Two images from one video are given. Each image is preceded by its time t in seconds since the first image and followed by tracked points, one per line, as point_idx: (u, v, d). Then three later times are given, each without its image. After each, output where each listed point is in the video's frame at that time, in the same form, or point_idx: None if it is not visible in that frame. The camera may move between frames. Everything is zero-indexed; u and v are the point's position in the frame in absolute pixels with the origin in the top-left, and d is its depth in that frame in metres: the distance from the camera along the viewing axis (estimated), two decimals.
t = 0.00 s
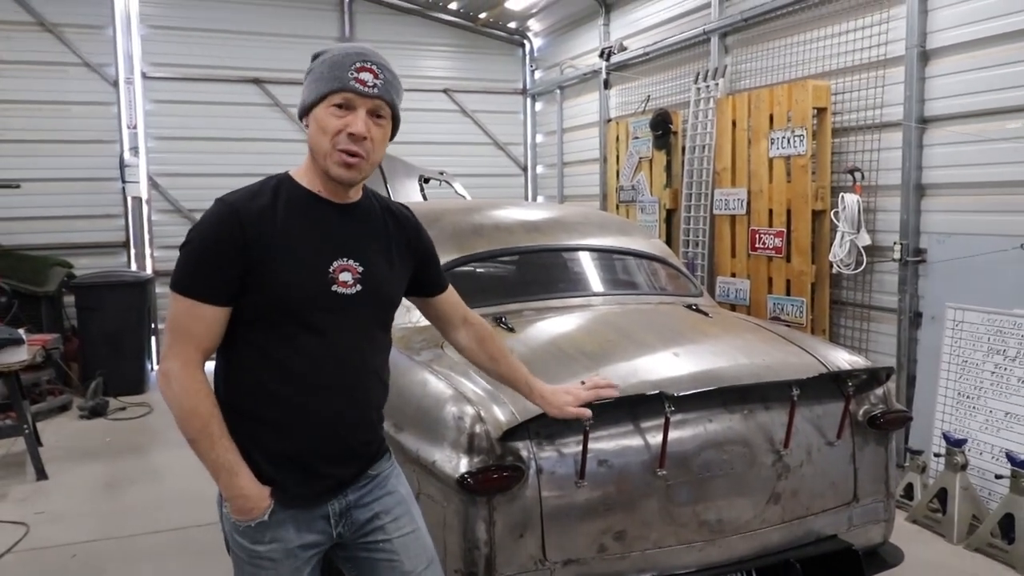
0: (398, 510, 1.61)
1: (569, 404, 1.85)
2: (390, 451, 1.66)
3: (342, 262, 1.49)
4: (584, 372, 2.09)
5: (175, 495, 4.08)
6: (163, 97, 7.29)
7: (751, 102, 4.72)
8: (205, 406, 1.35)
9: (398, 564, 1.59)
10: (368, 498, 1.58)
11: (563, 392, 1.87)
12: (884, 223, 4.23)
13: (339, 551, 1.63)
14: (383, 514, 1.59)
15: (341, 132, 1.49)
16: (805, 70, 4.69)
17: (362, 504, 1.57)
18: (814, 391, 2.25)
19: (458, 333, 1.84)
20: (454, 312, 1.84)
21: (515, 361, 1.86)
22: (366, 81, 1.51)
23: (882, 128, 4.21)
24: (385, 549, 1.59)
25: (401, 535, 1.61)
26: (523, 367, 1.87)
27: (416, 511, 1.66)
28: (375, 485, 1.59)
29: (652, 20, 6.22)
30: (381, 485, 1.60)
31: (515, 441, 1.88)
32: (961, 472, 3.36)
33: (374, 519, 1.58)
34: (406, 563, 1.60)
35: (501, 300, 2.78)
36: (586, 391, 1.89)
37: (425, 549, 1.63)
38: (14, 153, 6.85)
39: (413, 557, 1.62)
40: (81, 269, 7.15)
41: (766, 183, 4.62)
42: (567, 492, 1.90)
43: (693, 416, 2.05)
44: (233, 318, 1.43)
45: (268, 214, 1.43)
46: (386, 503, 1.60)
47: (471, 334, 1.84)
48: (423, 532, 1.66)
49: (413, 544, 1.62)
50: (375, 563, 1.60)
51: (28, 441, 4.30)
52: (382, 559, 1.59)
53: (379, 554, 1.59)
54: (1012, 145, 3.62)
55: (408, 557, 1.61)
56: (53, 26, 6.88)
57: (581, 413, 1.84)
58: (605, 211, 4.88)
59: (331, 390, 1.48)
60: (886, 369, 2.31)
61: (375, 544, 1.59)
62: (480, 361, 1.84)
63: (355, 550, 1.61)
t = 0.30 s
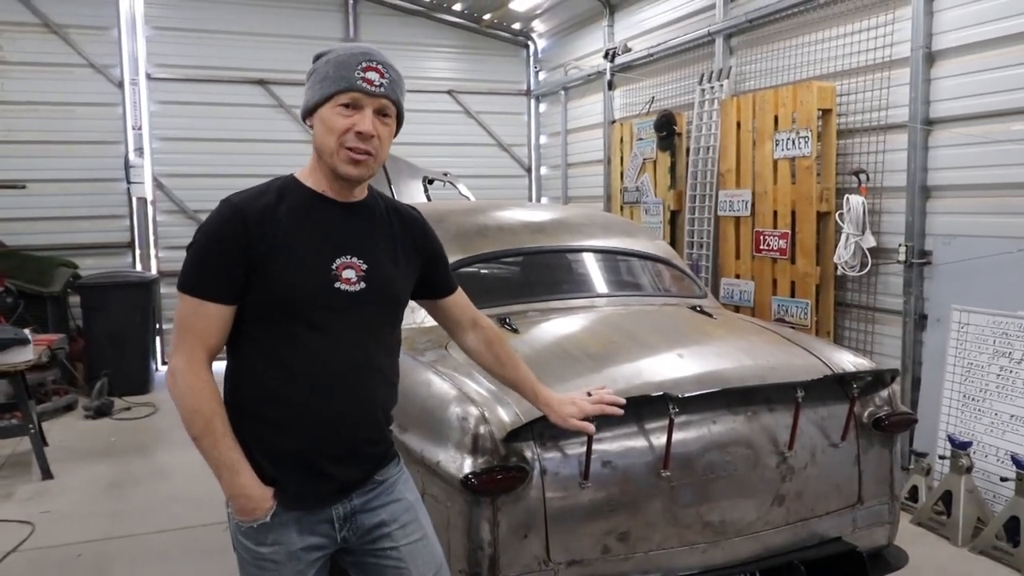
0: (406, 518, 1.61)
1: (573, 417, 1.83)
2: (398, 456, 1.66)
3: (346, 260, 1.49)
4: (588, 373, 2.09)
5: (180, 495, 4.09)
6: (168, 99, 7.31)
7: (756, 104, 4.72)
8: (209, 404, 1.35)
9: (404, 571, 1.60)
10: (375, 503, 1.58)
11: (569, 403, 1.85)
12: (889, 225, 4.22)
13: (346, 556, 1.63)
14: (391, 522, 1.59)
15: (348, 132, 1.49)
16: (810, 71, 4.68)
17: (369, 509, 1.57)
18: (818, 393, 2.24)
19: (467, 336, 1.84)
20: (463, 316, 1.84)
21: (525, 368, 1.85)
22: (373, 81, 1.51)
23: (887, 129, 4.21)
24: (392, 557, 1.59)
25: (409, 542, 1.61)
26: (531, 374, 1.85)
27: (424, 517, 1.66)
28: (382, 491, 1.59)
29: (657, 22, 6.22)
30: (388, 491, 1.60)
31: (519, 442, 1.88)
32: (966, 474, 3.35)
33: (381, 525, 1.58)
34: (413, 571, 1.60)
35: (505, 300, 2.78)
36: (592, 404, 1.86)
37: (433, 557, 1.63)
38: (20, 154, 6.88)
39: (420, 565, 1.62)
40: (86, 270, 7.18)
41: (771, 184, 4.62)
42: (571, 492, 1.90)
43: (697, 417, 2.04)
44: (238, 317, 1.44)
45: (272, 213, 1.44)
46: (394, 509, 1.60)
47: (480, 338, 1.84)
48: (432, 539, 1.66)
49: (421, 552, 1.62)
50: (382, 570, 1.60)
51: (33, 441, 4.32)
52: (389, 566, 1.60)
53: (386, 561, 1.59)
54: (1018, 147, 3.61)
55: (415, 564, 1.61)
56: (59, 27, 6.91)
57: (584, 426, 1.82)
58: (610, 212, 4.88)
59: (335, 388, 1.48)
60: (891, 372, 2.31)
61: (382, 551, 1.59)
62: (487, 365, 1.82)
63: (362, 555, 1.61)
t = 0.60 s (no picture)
0: (403, 515, 1.60)
1: (572, 411, 1.84)
2: (397, 454, 1.66)
3: (344, 254, 1.49)
4: (584, 369, 2.09)
5: (176, 493, 4.08)
6: (163, 96, 7.28)
7: (752, 100, 4.73)
8: (208, 398, 1.36)
9: (402, 569, 1.59)
10: (372, 500, 1.57)
11: (567, 397, 1.86)
12: (884, 221, 4.23)
13: (346, 553, 1.63)
14: (388, 519, 1.59)
15: (353, 124, 1.49)
16: (804, 68, 4.69)
17: (366, 506, 1.57)
18: (814, 389, 2.25)
19: (465, 332, 1.84)
20: (462, 313, 1.83)
21: (522, 364, 1.85)
22: (382, 76, 1.52)
23: (882, 126, 4.21)
24: (390, 554, 1.59)
25: (407, 540, 1.60)
26: (528, 371, 1.86)
27: (422, 514, 1.65)
28: (379, 488, 1.59)
29: (652, 18, 6.22)
30: (385, 488, 1.60)
31: (515, 439, 1.89)
32: (960, 469, 3.36)
33: (378, 523, 1.58)
34: (412, 568, 1.59)
35: (501, 297, 2.78)
36: (590, 398, 1.87)
37: (431, 553, 1.62)
38: (14, 152, 6.85)
39: (419, 562, 1.61)
40: (81, 268, 7.16)
41: (766, 180, 4.62)
42: (567, 488, 1.91)
43: (693, 413, 2.05)
44: (237, 312, 1.44)
45: (271, 207, 1.44)
46: (391, 507, 1.59)
47: (478, 334, 1.83)
48: (431, 536, 1.65)
49: (420, 549, 1.61)
50: (380, 566, 1.59)
51: (28, 439, 4.31)
52: (387, 563, 1.59)
53: (385, 558, 1.59)
54: (1012, 143, 3.62)
55: (414, 561, 1.60)
56: (52, 24, 6.88)
57: (583, 421, 1.83)
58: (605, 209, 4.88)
59: (333, 383, 1.48)
60: (886, 367, 2.32)
61: (380, 548, 1.59)
62: (485, 362, 1.82)
63: (360, 552, 1.61)
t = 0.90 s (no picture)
0: (391, 516, 1.59)
1: (568, 411, 1.83)
2: (390, 454, 1.65)
3: (337, 254, 1.48)
4: (583, 368, 2.09)
5: (174, 493, 4.08)
6: (159, 96, 7.27)
7: (748, 98, 4.73)
8: (198, 395, 1.36)
9: (388, 569, 1.58)
10: (360, 501, 1.56)
11: (564, 397, 1.85)
12: (881, 218, 4.23)
13: (336, 551, 1.63)
14: (375, 519, 1.58)
15: (362, 131, 1.48)
16: (801, 65, 4.69)
17: (353, 506, 1.56)
18: (811, 386, 2.25)
19: (463, 331, 1.84)
20: (462, 312, 1.83)
21: (521, 364, 1.85)
22: (392, 83, 1.51)
23: (878, 123, 4.22)
24: (376, 554, 1.58)
25: (394, 541, 1.59)
26: (527, 370, 1.85)
27: (412, 515, 1.63)
28: (368, 488, 1.57)
29: (648, 16, 6.22)
30: (375, 488, 1.58)
31: (513, 438, 1.88)
32: (958, 466, 3.37)
33: (365, 523, 1.57)
34: (397, 569, 1.58)
35: (499, 296, 2.78)
36: (587, 398, 1.86)
37: (419, 555, 1.61)
38: (10, 152, 6.83)
39: (405, 564, 1.60)
40: (78, 269, 7.14)
41: (763, 178, 4.63)
42: (565, 487, 1.90)
43: (691, 411, 2.05)
44: (232, 310, 1.44)
45: (266, 206, 1.44)
46: (379, 508, 1.58)
47: (476, 333, 1.83)
48: (420, 538, 1.64)
49: (406, 551, 1.60)
50: (367, 567, 1.59)
51: (26, 441, 4.30)
52: (373, 563, 1.58)
53: (371, 558, 1.58)
54: (1008, 140, 3.62)
55: (400, 562, 1.59)
56: (48, 24, 6.86)
57: (581, 421, 1.82)
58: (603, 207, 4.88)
59: (325, 383, 1.47)
60: (883, 365, 2.32)
61: (367, 548, 1.58)
62: (483, 361, 1.82)
63: (348, 551, 1.60)
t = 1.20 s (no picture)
0: (391, 509, 1.60)
1: (569, 409, 1.83)
2: (389, 450, 1.65)
3: (337, 256, 1.48)
4: (585, 366, 2.09)
5: (176, 490, 4.09)
6: (163, 93, 7.28)
7: (752, 97, 4.72)
8: (197, 393, 1.37)
9: (389, 562, 1.58)
10: (361, 493, 1.57)
11: (565, 395, 1.85)
12: (885, 218, 4.23)
13: (336, 544, 1.63)
14: (376, 512, 1.58)
15: (360, 136, 1.47)
16: (804, 64, 4.68)
17: (354, 499, 1.57)
18: (814, 386, 2.24)
19: (463, 329, 1.84)
20: (463, 311, 1.83)
21: (521, 362, 1.85)
22: (392, 87, 1.50)
23: (882, 122, 4.21)
24: (377, 546, 1.58)
25: (394, 533, 1.59)
26: (528, 369, 1.85)
27: (412, 508, 1.64)
28: (368, 481, 1.58)
29: (652, 15, 6.21)
30: (375, 481, 1.59)
31: (515, 436, 1.88)
32: (961, 466, 3.37)
33: (366, 515, 1.57)
34: (398, 561, 1.58)
35: (502, 295, 2.78)
36: (589, 397, 1.87)
37: (419, 547, 1.60)
38: (13, 149, 6.84)
39: (406, 555, 1.60)
40: (81, 266, 7.15)
41: (766, 177, 4.62)
42: (567, 485, 1.90)
43: (693, 410, 2.05)
44: (231, 310, 1.44)
45: (266, 206, 1.44)
46: (380, 500, 1.59)
47: (477, 332, 1.83)
48: (420, 530, 1.64)
49: (407, 542, 1.60)
50: (368, 559, 1.59)
51: (28, 437, 4.31)
52: (374, 555, 1.59)
53: (372, 550, 1.58)
54: (1012, 139, 3.61)
55: (400, 554, 1.59)
56: (52, 22, 6.87)
57: (583, 420, 1.82)
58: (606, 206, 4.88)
59: (324, 384, 1.47)
60: (887, 364, 2.31)
61: (368, 540, 1.58)
62: (484, 360, 1.82)
63: (349, 544, 1.61)
